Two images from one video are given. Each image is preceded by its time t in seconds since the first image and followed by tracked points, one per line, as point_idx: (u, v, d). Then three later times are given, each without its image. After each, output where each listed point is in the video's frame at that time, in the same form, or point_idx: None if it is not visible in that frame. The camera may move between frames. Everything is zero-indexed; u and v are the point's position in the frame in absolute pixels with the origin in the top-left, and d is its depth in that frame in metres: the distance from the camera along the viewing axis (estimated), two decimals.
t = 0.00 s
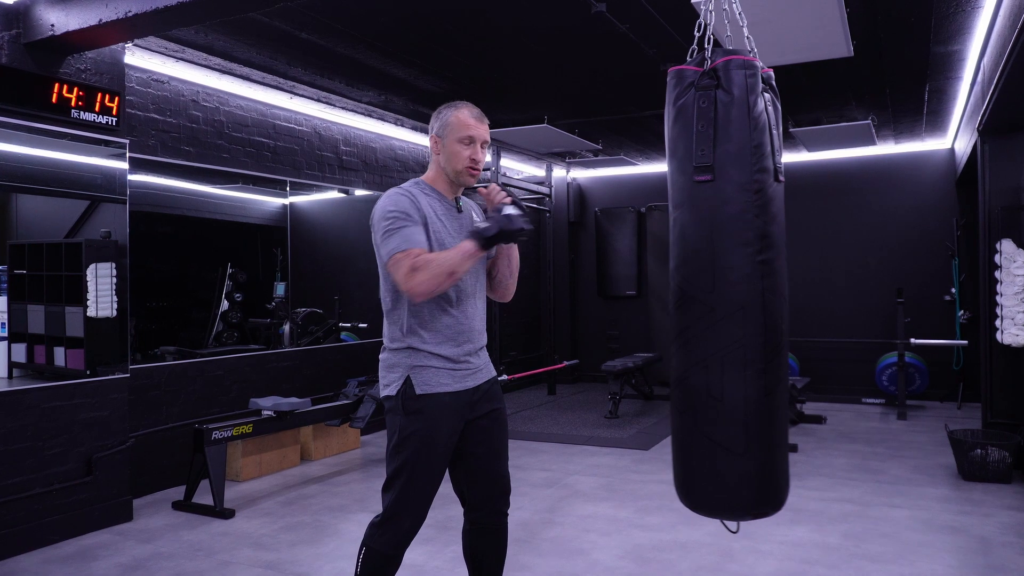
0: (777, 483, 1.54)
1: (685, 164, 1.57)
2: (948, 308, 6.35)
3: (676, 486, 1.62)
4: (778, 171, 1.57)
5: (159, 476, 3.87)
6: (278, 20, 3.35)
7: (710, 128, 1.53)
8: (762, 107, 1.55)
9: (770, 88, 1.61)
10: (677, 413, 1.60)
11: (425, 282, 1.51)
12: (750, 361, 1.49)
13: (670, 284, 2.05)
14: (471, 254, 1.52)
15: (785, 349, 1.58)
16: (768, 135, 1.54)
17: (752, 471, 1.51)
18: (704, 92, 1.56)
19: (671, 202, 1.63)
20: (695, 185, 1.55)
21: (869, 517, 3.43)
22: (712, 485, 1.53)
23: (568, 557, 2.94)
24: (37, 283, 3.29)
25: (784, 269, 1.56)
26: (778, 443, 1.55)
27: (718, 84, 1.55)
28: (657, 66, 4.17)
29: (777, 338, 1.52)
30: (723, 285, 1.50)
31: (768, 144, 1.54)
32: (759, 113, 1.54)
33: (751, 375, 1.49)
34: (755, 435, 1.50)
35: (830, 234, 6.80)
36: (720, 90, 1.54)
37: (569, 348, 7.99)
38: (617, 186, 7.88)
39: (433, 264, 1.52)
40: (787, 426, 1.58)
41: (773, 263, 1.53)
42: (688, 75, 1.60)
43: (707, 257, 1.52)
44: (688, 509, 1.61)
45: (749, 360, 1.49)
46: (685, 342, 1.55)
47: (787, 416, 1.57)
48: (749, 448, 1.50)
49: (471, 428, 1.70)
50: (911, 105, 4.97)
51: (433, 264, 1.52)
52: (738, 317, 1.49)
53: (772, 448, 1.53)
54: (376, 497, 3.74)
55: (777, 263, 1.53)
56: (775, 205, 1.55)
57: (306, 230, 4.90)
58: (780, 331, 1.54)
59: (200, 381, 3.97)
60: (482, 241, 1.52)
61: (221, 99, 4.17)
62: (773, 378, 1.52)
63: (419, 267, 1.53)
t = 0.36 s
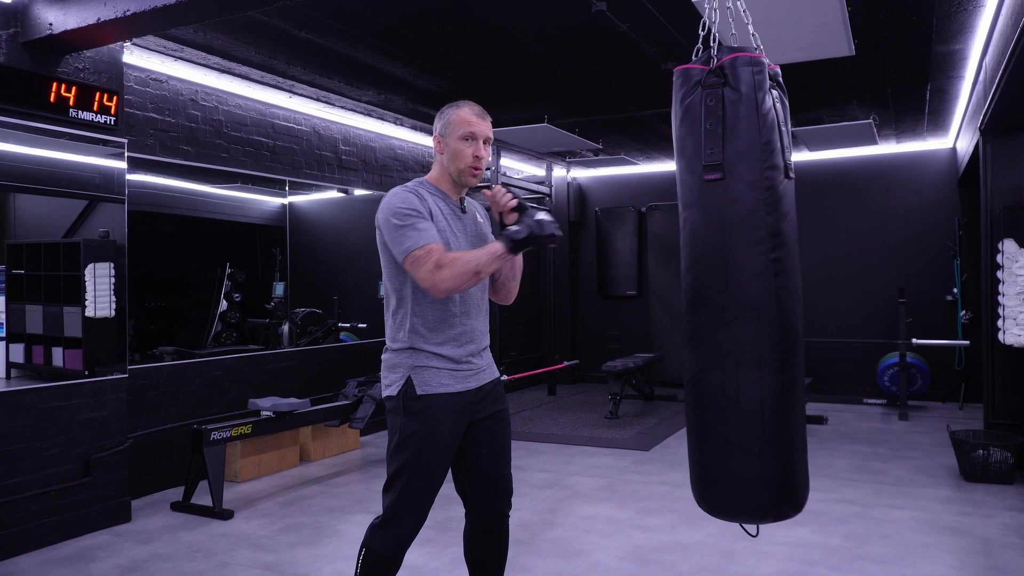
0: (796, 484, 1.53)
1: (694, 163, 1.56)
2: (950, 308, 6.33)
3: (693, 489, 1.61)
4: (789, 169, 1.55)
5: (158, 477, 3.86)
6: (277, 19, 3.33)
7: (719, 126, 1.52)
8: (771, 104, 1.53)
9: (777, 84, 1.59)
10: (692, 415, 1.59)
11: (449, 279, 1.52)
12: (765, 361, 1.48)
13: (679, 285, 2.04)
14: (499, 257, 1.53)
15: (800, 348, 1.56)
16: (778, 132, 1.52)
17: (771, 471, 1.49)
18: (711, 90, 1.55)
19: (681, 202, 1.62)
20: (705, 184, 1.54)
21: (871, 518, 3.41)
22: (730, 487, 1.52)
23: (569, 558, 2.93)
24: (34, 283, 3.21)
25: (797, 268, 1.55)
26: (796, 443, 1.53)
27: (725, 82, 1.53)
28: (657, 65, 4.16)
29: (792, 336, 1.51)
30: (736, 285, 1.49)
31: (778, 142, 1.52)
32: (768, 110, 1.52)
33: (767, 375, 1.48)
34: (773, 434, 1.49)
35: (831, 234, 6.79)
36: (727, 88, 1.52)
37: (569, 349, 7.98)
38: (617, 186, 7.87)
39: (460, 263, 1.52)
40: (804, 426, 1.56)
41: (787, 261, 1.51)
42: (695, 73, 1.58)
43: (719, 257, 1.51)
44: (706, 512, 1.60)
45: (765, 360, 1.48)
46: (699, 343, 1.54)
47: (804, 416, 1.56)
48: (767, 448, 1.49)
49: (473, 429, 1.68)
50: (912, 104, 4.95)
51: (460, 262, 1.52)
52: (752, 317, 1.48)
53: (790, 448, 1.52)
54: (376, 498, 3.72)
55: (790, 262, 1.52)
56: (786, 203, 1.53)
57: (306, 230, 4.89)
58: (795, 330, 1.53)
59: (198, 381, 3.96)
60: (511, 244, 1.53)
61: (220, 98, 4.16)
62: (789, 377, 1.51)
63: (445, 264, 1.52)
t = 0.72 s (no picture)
0: (794, 485, 1.52)
1: (693, 162, 1.54)
2: (953, 308, 6.31)
3: (689, 491, 1.60)
4: (788, 167, 1.53)
5: (157, 478, 3.85)
6: (276, 18, 3.32)
7: (718, 125, 1.50)
8: (770, 102, 1.52)
9: (777, 84, 1.58)
10: (688, 415, 1.58)
11: (408, 291, 1.54)
12: (763, 361, 1.46)
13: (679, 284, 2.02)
14: (454, 266, 1.54)
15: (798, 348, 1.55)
16: (777, 131, 1.51)
17: (768, 472, 1.48)
18: (710, 88, 1.53)
19: (679, 200, 1.61)
20: (703, 182, 1.52)
21: (873, 519, 3.39)
22: (727, 488, 1.51)
23: (569, 560, 2.92)
24: (33, 283, 3.21)
25: (797, 268, 1.53)
26: (793, 444, 1.52)
27: (725, 80, 1.52)
28: (658, 64, 4.14)
29: (790, 337, 1.50)
30: (734, 284, 1.47)
31: (778, 141, 1.51)
32: (768, 108, 1.51)
33: (765, 375, 1.47)
34: (770, 436, 1.48)
35: (832, 233, 6.77)
36: (726, 86, 1.51)
37: (570, 348, 7.96)
38: (617, 186, 7.86)
39: (418, 274, 1.54)
40: (802, 427, 1.55)
41: (786, 261, 1.50)
42: (694, 72, 1.57)
43: (717, 256, 1.49)
44: (703, 513, 1.58)
45: (763, 360, 1.46)
46: (696, 343, 1.53)
47: (802, 416, 1.55)
48: (764, 450, 1.48)
49: (466, 431, 1.67)
50: (915, 103, 4.93)
51: (417, 274, 1.54)
52: (750, 317, 1.46)
53: (787, 449, 1.51)
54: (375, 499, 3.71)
55: (789, 261, 1.50)
56: (786, 202, 1.52)
57: (306, 231, 4.84)
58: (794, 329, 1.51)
59: (198, 382, 3.95)
60: (465, 253, 1.53)
61: (219, 98, 4.16)
62: (787, 378, 1.49)
63: (404, 276, 1.55)
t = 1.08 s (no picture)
0: (773, 488, 1.51)
1: (683, 161, 1.53)
2: (955, 308, 6.29)
3: (669, 490, 1.59)
4: (779, 169, 1.52)
5: (155, 478, 3.83)
6: (274, 17, 3.30)
7: (709, 124, 1.49)
8: (763, 103, 1.50)
9: (772, 85, 1.57)
10: (670, 414, 1.57)
11: (338, 318, 1.56)
12: (744, 361, 1.45)
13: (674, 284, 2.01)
14: (388, 314, 1.58)
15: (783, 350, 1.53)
16: (769, 132, 1.50)
17: (746, 474, 1.47)
18: (703, 87, 1.52)
19: (669, 199, 1.59)
20: (692, 181, 1.51)
21: (875, 520, 3.38)
22: (704, 489, 1.50)
23: (570, 561, 2.90)
24: (32, 283, 3.17)
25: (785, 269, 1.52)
26: (774, 446, 1.51)
27: (717, 79, 1.50)
28: (658, 63, 4.12)
29: (774, 338, 1.48)
30: (718, 284, 1.46)
31: (769, 142, 1.49)
32: (760, 109, 1.49)
33: (745, 376, 1.45)
34: (749, 437, 1.47)
35: (833, 233, 6.75)
36: (719, 86, 1.50)
37: (570, 349, 7.95)
38: (617, 185, 7.84)
39: (352, 308, 1.55)
40: (783, 429, 1.54)
41: (772, 262, 1.48)
42: (688, 70, 1.55)
43: (702, 255, 1.48)
44: (682, 513, 1.58)
45: (744, 360, 1.45)
46: (678, 341, 1.52)
47: (784, 418, 1.53)
48: (742, 451, 1.46)
49: (437, 435, 1.65)
50: (916, 103, 4.92)
51: (352, 308, 1.55)
52: (733, 317, 1.45)
53: (766, 451, 1.49)
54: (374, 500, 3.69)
55: (775, 262, 1.49)
56: (775, 204, 1.51)
57: (306, 232, 4.77)
58: (778, 331, 1.50)
59: (195, 382, 3.95)
60: (408, 305, 1.58)
61: (218, 97, 4.16)
62: (768, 379, 1.48)
63: (340, 302, 1.56)
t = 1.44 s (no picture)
0: (755, 488, 1.50)
1: (675, 160, 1.52)
2: (956, 308, 6.28)
3: (652, 488, 1.58)
4: (770, 170, 1.51)
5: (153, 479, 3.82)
6: (273, 16, 3.29)
7: (702, 124, 1.47)
8: (756, 105, 1.49)
9: (766, 86, 1.55)
10: (654, 413, 1.55)
11: (313, 327, 1.59)
12: (730, 362, 1.44)
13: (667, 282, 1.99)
14: (364, 323, 1.61)
15: (769, 351, 1.52)
16: (761, 133, 1.48)
17: (729, 474, 1.46)
18: (697, 87, 1.50)
19: (660, 199, 1.58)
20: (683, 181, 1.49)
21: (875, 521, 3.36)
22: (687, 488, 1.49)
23: (569, 562, 2.89)
24: (30, 284, 3.15)
25: (773, 270, 1.51)
26: (756, 446, 1.49)
27: (712, 79, 1.48)
28: (658, 62, 4.11)
29: (760, 339, 1.47)
30: (706, 284, 1.44)
31: (761, 144, 1.48)
32: (753, 110, 1.48)
33: (730, 376, 1.44)
34: (733, 437, 1.45)
35: (834, 233, 6.74)
36: (713, 86, 1.48)
37: (570, 349, 7.93)
38: (617, 185, 7.82)
39: (327, 318, 1.58)
40: (766, 430, 1.52)
41: (760, 263, 1.47)
42: (682, 69, 1.53)
43: (691, 255, 1.46)
44: (664, 512, 1.56)
45: (729, 361, 1.44)
46: (665, 340, 1.50)
47: (767, 419, 1.52)
48: (725, 451, 1.45)
49: (405, 431, 1.72)
50: (919, 102, 4.91)
51: (328, 317, 1.58)
52: (720, 317, 1.43)
53: (749, 453, 1.48)
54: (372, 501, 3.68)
55: (764, 264, 1.48)
56: (765, 205, 1.50)
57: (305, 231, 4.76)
58: (764, 332, 1.48)
59: (193, 382, 3.93)
60: (384, 314, 1.61)
61: (216, 96, 4.14)
62: (753, 379, 1.46)
63: (315, 311, 1.59)
